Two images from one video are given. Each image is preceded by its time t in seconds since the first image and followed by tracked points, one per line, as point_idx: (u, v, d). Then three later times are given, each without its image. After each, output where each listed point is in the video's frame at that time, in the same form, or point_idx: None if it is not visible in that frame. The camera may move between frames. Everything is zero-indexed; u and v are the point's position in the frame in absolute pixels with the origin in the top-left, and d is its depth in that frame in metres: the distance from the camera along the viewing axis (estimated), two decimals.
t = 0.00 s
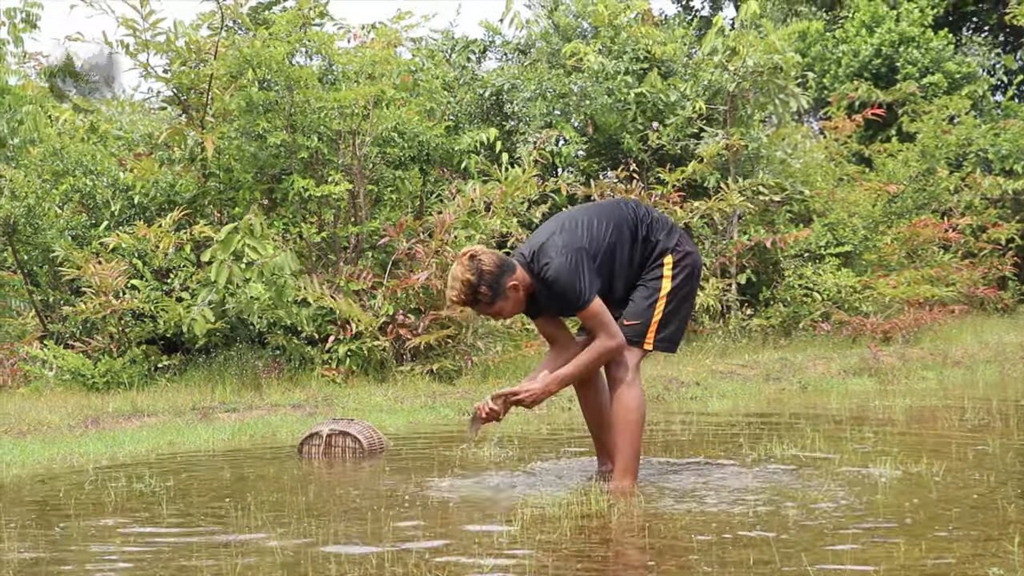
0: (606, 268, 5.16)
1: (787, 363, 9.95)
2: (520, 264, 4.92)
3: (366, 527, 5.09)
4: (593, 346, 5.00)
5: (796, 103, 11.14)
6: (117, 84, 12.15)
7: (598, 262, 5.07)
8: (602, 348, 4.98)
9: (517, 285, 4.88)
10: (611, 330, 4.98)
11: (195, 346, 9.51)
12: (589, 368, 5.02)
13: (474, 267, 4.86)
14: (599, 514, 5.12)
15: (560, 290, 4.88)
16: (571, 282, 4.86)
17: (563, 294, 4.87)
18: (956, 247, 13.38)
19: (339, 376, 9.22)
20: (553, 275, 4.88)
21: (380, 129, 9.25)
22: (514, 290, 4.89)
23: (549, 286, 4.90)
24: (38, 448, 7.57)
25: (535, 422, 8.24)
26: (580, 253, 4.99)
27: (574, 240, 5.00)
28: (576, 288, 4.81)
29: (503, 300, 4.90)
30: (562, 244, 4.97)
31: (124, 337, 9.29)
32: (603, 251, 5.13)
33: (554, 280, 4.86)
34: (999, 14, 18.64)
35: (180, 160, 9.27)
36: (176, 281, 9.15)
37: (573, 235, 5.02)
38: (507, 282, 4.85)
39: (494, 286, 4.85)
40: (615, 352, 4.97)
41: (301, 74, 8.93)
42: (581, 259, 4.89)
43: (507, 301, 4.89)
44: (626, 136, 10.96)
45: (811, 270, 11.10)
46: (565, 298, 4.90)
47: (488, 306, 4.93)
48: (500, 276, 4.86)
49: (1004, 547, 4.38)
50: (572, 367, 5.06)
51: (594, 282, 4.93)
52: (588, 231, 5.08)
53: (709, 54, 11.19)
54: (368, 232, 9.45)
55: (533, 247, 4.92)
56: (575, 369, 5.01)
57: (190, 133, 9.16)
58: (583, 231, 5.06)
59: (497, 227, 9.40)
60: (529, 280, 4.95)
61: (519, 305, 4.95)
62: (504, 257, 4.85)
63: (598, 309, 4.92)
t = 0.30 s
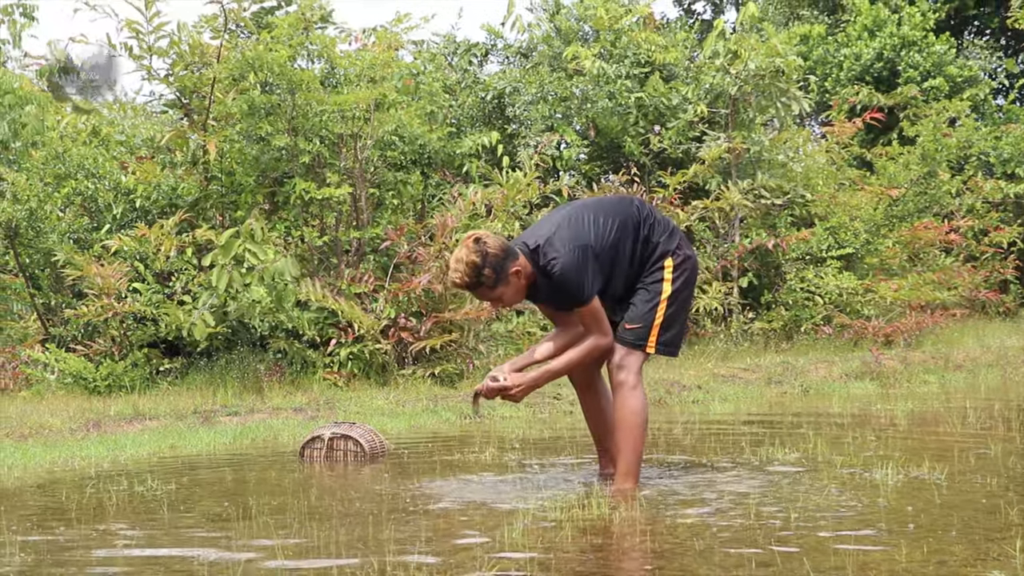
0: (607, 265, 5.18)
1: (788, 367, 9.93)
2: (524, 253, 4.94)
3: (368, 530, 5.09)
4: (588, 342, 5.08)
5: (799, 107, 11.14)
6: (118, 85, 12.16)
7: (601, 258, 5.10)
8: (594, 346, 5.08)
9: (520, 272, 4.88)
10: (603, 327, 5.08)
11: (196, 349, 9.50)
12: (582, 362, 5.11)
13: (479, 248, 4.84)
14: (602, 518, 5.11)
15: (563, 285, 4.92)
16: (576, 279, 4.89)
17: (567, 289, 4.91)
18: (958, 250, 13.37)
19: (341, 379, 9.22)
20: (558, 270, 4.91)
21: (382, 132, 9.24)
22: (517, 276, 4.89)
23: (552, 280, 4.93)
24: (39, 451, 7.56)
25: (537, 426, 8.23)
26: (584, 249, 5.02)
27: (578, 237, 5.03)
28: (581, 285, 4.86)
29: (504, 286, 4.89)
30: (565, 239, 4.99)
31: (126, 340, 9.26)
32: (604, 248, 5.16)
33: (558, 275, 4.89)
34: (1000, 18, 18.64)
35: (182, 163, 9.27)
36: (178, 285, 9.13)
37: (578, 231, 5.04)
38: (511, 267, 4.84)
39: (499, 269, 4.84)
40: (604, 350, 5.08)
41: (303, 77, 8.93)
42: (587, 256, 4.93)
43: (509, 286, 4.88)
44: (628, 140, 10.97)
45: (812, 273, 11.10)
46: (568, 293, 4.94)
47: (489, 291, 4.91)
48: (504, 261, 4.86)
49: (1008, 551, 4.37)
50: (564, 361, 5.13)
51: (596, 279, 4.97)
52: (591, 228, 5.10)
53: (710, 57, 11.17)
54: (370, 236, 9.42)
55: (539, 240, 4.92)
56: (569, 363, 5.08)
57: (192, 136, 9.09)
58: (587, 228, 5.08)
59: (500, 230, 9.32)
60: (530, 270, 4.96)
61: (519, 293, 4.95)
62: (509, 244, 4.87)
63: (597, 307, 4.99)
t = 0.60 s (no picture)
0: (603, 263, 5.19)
1: (790, 377, 9.91)
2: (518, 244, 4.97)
3: (370, 541, 5.09)
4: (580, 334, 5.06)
5: (798, 116, 11.15)
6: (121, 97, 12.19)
7: (597, 254, 5.11)
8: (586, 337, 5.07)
9: (511, 263, 4.93)
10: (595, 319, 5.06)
11: (198, 360, 9.50)
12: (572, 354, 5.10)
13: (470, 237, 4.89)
14: (603, 530, 5.10)
15: (558, 276, 4.92)
16: (572, 270, 4.90)
17: (562, 280, 4.91)
18: (959, 260, 13.36)
19: (342, 390, 9.21)
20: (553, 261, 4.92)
21: (384, 143, 9.23)
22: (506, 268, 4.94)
23: (548, 271, 4.94)
24: (40, 462, 7.57)
25: (538, 436, 8.22)
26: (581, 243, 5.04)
27: (574, 231, 5.05)
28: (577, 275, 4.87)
29: (494, 276, 4.97)
30: (561, 232, 5.01)
31: (128, 350, 9.27)
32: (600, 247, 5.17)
33: (553, 266, 4.90)
34: (1001, 28, 18.67)
35: (184, 173, 9.28)
36: (180, 295, 9.12)
37: (576, 225, 5.06)
38: (502, 258, 4.91)
39: (490, 259, 4.92)
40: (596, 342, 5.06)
41: (304, 88, 8.92)
42: (582, 248, 4.94)
43: (499, 277, 4.95)
44: (629, 149, 10.97)
45: (814, 283, 11.09)
46: (563, 285, 4.95)
47: (479, 279, 5.01)
48: (494, 252, 4.90)
49: (1010, 561, 4.36)
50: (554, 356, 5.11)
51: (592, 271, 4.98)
52: (589, 224, 5.12)
53: (711, 67, 11.18)
54: (371, 246, 9.45)
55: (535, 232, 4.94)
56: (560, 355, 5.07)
57: (194, 146, 9.25)
58: (585, 223, 5.10)
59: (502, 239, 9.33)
60: (524, 261, 4.99)
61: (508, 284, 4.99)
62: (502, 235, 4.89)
63: (593, 299, 4.99)
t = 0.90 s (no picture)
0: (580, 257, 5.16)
1: (794, 395, 9.89)
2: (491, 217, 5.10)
3: (371, 560, 5.07)
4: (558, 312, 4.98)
5: (801, 135, 11.12)
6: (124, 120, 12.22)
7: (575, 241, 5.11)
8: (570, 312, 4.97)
9: (469, 238, 5.07)
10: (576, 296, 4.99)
11: (200, 380, 9.49)
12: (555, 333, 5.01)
13: (442, 201, 5.09)
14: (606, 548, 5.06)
15: (526, 251, 4.95)
16: (539, 245, 4.92)
17: (531, 255, 4.94)
18: (962, 278, 13.35)
19: (345, 409, 9.19)
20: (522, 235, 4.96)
21: (386, 161, 9.24)
22: (471, 239, 5.08)
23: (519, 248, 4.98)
24: (43, 481, 7.57)
25: (541, 455, 8.20)
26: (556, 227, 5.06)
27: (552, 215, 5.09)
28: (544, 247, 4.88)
29: (452, 245, 5.13)
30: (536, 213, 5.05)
31: (130, 369, 9.27)
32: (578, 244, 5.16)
33: (522, 239, 4.94)
34: (1003, 47, 18.71)
35: (186, 193, 9.29)
36: (182, 314, 9.11)
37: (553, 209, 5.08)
38: (460, 231, 5.06)
39: (448, 228, 5.07)
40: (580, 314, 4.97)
41: (307, 106, 8.94)
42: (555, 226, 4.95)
43: (455, 246, 5.11)
44: (631, 168, 10.99)
45: (816, 301, 11.08)
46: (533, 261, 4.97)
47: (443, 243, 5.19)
48: (461, 221, 5.08)
49: None
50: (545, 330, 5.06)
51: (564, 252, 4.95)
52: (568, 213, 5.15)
53: (714, 86, 11.18)
54: (374, 265, 9.42)
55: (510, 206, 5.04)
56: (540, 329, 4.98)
57: (197, 165, 9.21)
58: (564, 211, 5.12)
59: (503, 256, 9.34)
60: (490, 238, 5.09)
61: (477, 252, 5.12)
62: (468, 201, 5.04)
63: (568, 275, 4.95)
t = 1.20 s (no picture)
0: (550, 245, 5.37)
1: (797, 404, 9.88)
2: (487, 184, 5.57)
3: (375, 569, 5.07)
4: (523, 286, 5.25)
5: (805, 144, 11.05)
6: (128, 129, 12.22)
7: (546, 228, 5.33)
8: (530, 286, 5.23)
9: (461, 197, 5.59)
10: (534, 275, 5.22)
11: (204, 389, 9.50)
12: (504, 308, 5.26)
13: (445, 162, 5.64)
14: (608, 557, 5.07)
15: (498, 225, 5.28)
16: (506, 223, 5.22)
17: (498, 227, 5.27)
18: (966, 288, 13.34)
19: (348, 418, 9.19)
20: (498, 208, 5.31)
21: (390, 171, 9.25)
22: (465, 196, 5.59)
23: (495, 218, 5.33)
24: (46, 491, 7.57)
25: (544, 463, 8.20)
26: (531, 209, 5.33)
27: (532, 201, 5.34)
28: (506, 221, 5.18)
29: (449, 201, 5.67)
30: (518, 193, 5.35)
31: (134, 379, 9.27)
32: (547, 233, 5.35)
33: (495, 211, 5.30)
34: (1006, 56, 18.73)
35: (190, 203, 9.27)
36: (186, 323, 9.12)
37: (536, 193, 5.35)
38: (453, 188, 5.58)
39: (445, 186, 5.62)
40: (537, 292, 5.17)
41: (311, 116, 8.95)
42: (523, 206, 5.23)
43: (450, 202, 5.66)
44: (635, 178, 11.00)
45: (820, 310, 11.08)
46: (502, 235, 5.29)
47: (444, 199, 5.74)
48: (458, 179, 5.58)
49: None
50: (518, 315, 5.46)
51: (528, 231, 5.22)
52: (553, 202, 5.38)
53: (718, 96, 11.19)
54: (378, 275, 9.48)
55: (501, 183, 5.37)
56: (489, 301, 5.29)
57: (201, 175, 9.19)
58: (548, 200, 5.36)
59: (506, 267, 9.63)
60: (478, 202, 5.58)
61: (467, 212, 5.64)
62: (466, 161, 5.56)
63: (536, 252, 5.21)
